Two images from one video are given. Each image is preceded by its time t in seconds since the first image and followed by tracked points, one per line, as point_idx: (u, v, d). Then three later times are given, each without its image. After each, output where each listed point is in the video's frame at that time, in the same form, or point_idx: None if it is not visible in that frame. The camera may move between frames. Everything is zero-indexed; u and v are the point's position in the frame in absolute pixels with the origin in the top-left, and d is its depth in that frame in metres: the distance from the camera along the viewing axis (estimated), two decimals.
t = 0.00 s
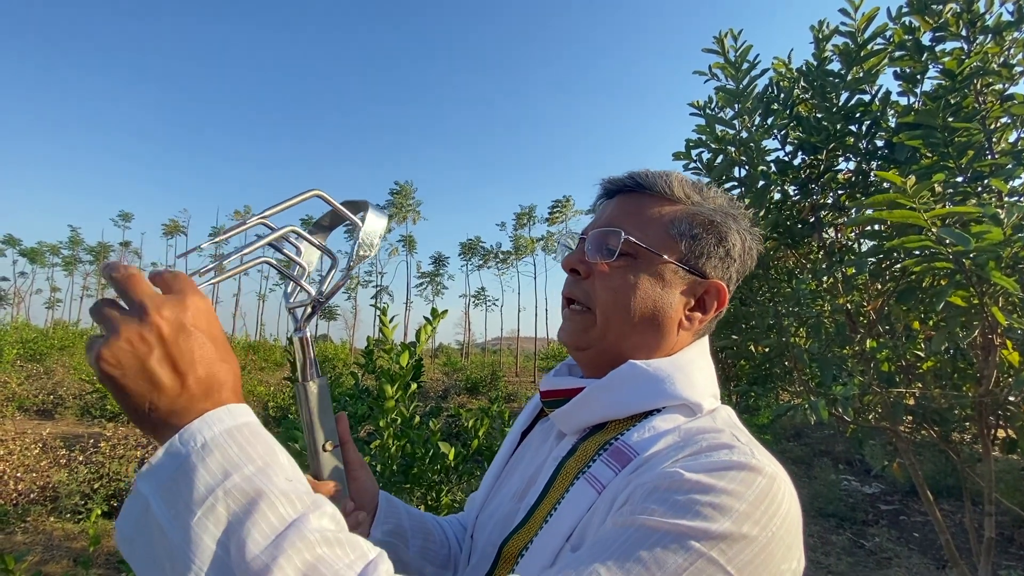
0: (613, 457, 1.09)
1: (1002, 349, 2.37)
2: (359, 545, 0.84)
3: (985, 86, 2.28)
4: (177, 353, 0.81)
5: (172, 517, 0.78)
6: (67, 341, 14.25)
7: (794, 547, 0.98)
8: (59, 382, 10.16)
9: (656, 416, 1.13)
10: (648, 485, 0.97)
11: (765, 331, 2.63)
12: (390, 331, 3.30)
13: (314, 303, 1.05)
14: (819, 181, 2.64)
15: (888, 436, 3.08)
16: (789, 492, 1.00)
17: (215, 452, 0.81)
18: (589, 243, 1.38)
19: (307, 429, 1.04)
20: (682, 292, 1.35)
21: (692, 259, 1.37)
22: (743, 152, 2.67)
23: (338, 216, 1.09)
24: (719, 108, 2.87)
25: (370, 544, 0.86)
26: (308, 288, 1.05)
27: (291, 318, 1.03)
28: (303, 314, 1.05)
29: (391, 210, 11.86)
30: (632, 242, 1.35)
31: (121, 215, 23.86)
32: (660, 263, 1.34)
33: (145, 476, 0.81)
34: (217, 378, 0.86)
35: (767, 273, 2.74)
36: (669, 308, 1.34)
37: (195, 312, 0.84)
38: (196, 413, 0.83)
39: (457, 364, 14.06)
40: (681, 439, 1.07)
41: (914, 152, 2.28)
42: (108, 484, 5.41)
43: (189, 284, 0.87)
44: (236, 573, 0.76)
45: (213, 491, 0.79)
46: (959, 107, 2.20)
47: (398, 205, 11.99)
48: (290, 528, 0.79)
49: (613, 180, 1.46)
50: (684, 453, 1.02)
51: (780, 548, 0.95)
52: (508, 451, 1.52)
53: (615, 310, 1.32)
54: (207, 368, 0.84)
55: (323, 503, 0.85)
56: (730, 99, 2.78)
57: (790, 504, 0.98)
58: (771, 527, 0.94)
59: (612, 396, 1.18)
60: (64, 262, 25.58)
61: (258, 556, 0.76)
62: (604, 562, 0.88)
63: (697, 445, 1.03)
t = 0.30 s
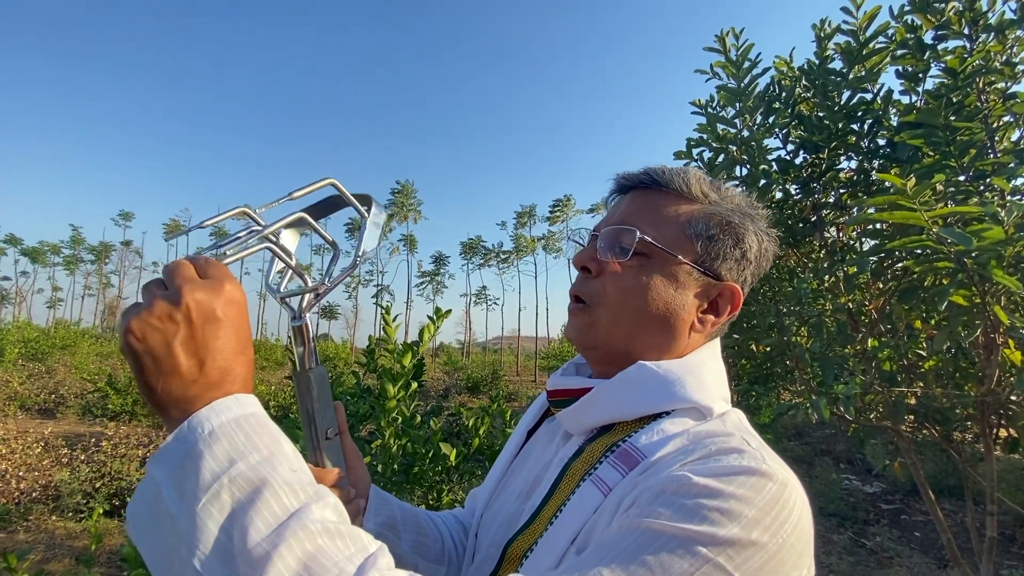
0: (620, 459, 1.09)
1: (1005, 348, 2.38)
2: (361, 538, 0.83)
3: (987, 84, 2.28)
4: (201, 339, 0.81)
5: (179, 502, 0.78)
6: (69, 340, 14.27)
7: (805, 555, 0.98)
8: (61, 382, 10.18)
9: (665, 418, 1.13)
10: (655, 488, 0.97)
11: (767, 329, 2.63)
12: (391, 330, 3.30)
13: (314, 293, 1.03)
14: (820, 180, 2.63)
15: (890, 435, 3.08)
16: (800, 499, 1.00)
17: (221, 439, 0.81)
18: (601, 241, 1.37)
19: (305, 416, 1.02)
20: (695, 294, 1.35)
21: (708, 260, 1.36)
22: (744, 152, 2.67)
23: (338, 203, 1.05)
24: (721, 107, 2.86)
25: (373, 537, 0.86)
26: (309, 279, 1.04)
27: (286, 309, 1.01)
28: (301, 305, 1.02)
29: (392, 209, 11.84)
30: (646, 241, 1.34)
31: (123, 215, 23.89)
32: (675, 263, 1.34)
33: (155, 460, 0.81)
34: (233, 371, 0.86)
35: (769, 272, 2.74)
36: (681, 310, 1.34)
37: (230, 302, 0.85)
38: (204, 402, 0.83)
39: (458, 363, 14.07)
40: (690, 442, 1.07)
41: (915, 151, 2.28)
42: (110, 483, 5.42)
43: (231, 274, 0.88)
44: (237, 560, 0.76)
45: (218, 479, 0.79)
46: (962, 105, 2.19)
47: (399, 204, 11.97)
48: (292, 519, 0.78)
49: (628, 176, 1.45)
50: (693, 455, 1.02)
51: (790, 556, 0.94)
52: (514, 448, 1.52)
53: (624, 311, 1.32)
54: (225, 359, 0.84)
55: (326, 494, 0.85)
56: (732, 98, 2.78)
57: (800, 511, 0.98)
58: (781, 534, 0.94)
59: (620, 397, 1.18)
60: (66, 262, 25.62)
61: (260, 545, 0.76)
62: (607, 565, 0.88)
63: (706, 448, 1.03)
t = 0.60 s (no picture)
0: (617, 458, 1.09)
1: (1007, 346, 2.33)
2: (343, 541, 0.84)
3: (989, 82, 2.28)
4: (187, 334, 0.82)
5: (154, 502, 0.77)
6: (71, 339, 14.28)
7: (805, 558, 0.98)
8: (62, 381, 10.19)
9: (663, 418, 1.13)
10: (650, 489, 0.97)
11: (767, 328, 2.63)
12: (392, 328, 3.30)
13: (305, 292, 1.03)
14: (822, 178, 2.62)
15: (891, 434, 3.08)
16: (800, 501, 1.00)
17: (199, 438, 0.80)
18: (598, 237, 1.37)
19: (298, 420, 1.02)
20: (694, 290, 1.35)
21: (707, 254, 1.36)
22: (745, 150, 2.66)
23: (330, 200, 1.06)
24: (722, 105, 2.86)
25: (354, 540, 0.86)
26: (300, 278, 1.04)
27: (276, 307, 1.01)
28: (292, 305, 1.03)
29: (394, 209, 11.82)
30: (644, 237, 1.34)
31: (124, 215, 23.91)
32: (673, 259, 1.34)
33: (130, 459, 0.80)
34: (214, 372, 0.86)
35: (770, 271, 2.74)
36: (680, 306, 1.33)
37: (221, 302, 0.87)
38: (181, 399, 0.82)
39: (459, 362, 14.06)
40: (688, 442, 1.07)
41: (916, 149, 2.29)
42: (111, 481, 5.43)
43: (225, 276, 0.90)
44: (214, 562, 0.75)
45: (195, 479, 0.78)
46: (963, 104, 2.18)
47: (401, 203, 11.95)
48: (271, 521, 0.78)
49: (626, 170, 1.45)
50: (691, 456, 1.02)
51: (789, 559, 0.94)
52: (512, 449, 1.51)
53: (622, 307, 1.32)
54: (208, 358, 0.84)
55: (307, 497, 0.85)
56: (732, 97, 2.78)
57: (801, 513, 0.98)
58: (780, 537, 0.94)
59: (617, 396, 1.18)
60: (68, 261, 25.66)
61: (237, 546, 0.75)
62: (602, 568, 0.88)
63: (702, 449, 1.03)
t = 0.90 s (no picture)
0: (617, 461, 1.09)
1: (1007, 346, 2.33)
2: (339, 554, 0.84)
3: (989, 82, 2.27)
4: (172, 343, 0.82)
5: (144, 520, 0.78)
6: (73, 338, 14.30)
7: (808, 562, 0.98)
8: (64, 380, 10.22)
9: (664, 419, 1.14)
10: (650, 493, 0.98)
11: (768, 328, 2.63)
12: (394, 328, 3.31)
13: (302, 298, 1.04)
14: (823, 178, 2.63)
15: (892, 433, 3.08)
16: (803, 505, 1.00)
17: (189, 455, 0.81)
18: (594, 238, 1.38)
19: (297, 422, 1.03)
20: (691, 289, 1.35)
21: (704, 254, 1.36)
22: (746, 149, 2.66)
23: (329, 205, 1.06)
24: (723, 105, 2.86)
25: (351, 553, 0.86)
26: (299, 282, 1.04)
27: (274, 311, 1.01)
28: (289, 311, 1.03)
29: (394, 208, 11.81)
30: (639, 237, 1.35)
31: (125, 215, 23.94)
32: (669, 258, 1.34)
33: (120, 478, 0.80)
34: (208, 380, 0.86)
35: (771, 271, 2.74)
36: (677, 307, 1.34)
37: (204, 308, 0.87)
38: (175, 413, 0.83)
39: (460, 362, 14.06)
40: (689, 445, 1.07)
41: (917, 149, 2.29)
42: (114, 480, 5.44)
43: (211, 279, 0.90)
44: None
45: (186, 496, 0.78)
46: (962, 104, 2.18)
47: (401, 203, 11.96)
48: (265, 535, 0.78)
49: (620, 170, 1.45)
50: (692, 459, 1.03)
51: (792, 564, 0.95)
52: (512, 450, 1.52)
53: (618, 308, 1.32)
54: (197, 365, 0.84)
55: (302, 509, 0.84)
56: (732, 97, 2.78)
57: (804, 517, 0.99)
58: (783, 542, 0.94)
59: (617, 398, 1.19)
60: (70, 261, 25.71)
61: (231, 562, 0.75)
62: None
63: (703, 452, 1.03)
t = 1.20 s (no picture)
0: (620, 463, 1.09)
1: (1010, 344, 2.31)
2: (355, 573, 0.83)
3: (991, 80, 2.25)
4: (157, 358, 0.80)
5: (157, 532, 0.78)
6: (74, 338, 14.30)
7: (815, 566, 0.98)
8: (65, 380, 10.23)
9: (667, 419, 1.13)
10: (652, 498, 0.97)
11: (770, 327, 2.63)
12: (394, 327, 3.31)
13: (331, 311, 1.03)
14: (823, 177, 2.62)
15: (893, 433, 3.08)
16: (810, 508, 1.00)
17: (206, 467, 0.81)
18: (592, 236, 1.38)
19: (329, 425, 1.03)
20: (689, 287, 1.35)
21: (702, 250, 1.36)
22: (746, 149, 2.66)
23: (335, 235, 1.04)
24: (722, 104, 2.86)
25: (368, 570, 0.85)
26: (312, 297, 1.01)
27: (289, 323, 0.94)
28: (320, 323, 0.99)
29: (394, 207, 11.79)
30: (635, 235, 1.35)
31: (126, 215, 23.94)
32: (666, 255, 1.34)
33: (134, 487, 0.81)
34: (217, 375, 0.85)
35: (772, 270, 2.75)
36: (675, 304, 1.33)
37: (172, 308, 0.82)
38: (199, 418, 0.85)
39: (461, 361, 14.07)
40: (693, 446, 1.06)
41: (918, 148, 2.28)
42: (115, 480, 5.45)
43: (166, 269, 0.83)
44: None
45: (200, 511, 0.79)
46: (964, 101, 2.16)
47: (402, 202, 11.95)
48: (278, 556, 0.77)
49: (619, 166, 1.45)
50: (697, 463, 1.02)
51: (799, 569, 0.95)
52: (514, 448, 1.52)
53: (616, 306, 1.32)
54: (193, 369, 0.83)
55: (319, 525, 0.83)
56: (732, 96, 2.77)
57: (811, 520, 0.99)
58: (790, 548, 0.94)
59: (620, 398, 1.18)
60: (71, 261, 25.76)
61: None
62: None
63: (709, 455, 1.03)
